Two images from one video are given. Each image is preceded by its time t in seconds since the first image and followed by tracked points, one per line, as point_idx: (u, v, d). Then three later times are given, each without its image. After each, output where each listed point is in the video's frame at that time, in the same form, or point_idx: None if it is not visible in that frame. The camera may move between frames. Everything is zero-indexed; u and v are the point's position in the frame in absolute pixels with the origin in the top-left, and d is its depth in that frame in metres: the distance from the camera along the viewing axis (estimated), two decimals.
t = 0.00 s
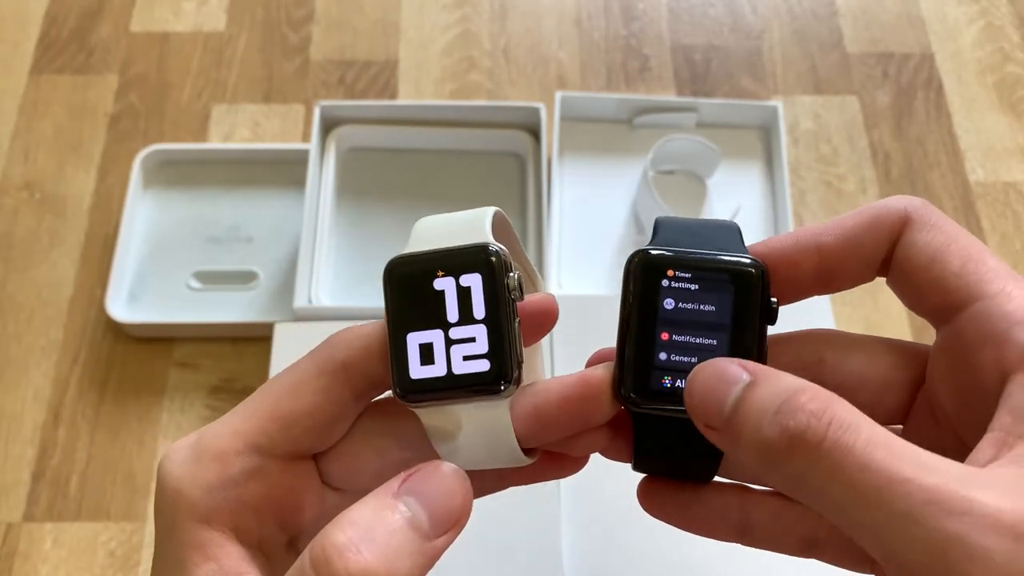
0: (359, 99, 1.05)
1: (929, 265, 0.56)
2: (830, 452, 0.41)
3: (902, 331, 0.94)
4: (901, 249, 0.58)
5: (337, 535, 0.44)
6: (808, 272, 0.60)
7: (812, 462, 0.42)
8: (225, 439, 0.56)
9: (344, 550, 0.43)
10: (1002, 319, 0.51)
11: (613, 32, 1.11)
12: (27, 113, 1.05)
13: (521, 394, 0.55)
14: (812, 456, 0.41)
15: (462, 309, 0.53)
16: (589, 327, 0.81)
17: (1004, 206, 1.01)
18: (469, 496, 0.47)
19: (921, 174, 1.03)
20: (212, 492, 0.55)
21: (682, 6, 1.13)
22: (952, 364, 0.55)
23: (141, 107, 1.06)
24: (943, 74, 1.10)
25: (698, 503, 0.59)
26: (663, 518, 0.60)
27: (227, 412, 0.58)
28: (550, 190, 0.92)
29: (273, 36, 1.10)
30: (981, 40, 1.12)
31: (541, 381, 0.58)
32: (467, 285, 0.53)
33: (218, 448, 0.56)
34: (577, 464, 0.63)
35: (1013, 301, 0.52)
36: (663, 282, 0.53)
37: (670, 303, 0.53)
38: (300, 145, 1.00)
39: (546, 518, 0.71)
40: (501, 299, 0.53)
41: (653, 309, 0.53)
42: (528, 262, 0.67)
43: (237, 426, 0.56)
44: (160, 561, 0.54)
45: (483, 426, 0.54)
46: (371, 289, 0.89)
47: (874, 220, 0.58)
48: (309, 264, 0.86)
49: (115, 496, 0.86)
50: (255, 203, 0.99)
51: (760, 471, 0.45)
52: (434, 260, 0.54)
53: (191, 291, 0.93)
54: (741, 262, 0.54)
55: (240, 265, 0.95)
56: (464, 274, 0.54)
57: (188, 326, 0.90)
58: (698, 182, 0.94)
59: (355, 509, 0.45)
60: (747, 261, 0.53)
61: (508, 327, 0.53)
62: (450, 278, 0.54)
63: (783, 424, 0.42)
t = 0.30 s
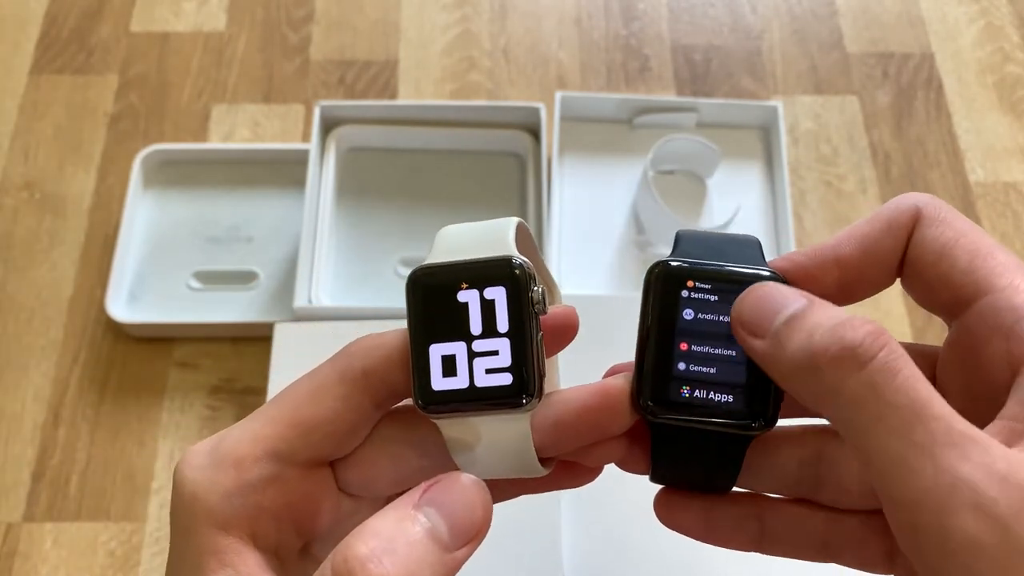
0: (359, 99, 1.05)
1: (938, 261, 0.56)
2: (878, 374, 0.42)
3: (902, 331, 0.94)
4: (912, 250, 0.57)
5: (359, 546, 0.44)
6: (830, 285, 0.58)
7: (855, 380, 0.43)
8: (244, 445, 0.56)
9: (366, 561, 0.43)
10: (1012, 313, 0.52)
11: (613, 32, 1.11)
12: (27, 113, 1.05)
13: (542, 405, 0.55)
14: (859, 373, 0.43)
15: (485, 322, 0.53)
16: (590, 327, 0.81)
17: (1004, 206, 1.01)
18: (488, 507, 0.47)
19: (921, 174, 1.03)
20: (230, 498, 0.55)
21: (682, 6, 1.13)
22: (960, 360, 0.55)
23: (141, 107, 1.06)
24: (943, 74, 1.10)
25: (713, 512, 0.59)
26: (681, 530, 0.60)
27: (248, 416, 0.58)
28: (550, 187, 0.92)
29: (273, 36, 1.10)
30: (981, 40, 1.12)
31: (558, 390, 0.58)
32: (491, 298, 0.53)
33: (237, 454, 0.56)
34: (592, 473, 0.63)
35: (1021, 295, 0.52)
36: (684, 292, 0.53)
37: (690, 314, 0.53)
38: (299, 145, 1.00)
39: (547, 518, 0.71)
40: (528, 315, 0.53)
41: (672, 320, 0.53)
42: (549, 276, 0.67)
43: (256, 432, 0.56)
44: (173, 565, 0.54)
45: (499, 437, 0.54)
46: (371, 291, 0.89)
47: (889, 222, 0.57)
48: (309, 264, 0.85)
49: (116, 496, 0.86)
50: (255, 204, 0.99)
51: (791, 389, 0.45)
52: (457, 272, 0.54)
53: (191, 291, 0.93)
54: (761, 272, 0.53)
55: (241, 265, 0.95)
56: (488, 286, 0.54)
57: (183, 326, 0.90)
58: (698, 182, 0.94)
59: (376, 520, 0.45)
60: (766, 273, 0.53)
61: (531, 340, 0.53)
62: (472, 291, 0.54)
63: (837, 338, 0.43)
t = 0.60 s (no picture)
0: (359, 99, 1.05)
1: (937, 266, 0.56)
2: (917, 345, 0.43)
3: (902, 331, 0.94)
4: (910, 254, 0.57)
5: (357, 545, 0.43)
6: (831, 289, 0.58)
7: (894, 352, 0.44)
8: (243, 445, 0.56)
9: (365, 560, 0.43)
10: (1012, 316, 0.52)
11: (613, 32, 1.11)
12: (27, 113, 1.05)
13: (541, 407, 0.55)
14: (897, 339, 0.43)
15: (485, 321, 0.53)
16: (590, 326, 0.81)
17: (1004, 206, 1.01)
18: (487, 507, 0.47)
19: (921, 174, 1.03)
20: (229, 498, 0.55)
21: (682, 6, 1.13)
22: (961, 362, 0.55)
23: (141, 107, 1.06)
24: (943, 74, 1.10)
25: (714, 516, 0.58)
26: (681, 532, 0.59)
27: (247, 415, 0.58)
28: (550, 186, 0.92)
29: (273, 36, 1.10)
30: (981, 40, 1.12)
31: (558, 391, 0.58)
32: (490, 297, 0.53)
33: (236, 453, 0.56)
34: (592, 474, 0.63)
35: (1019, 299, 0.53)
36: (686, 296, 0.53)
37: (692, 319, 0.53)
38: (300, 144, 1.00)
39: (547, 518, 0.71)
40: (526, 314, 0.53)
41: (674, 325, 0.53)
42: (548, 275, 0.67)
43: (256, 431, 0.57)
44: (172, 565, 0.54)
45: (498, 436, 0.54)
46: (372, 291, 0.89)
47: (889, 227, 0.57)
48: (309, 264, 0.85)
49: (116, 496, 0.86)
50: (255, 204, 0.99)
51: (831, 360, 0.47)
52: (456, 271, 0.54)
53: (191, 291, 0.93)
54: (763, 277, 0.53)
55: (241, 265, 0.95)
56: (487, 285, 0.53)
57: (182, 326, 0.90)
58: (698, 182, 0.95)
59: (375, 519, 0.45)
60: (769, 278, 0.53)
61: (531, 339, 0.53)
62: (470, 290, 0.54)
63: (880, 310, 0.44)
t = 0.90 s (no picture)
0: (359, 99, 1.05)
1: (931, 267, 0.55)
2: (846, 421, 0.40)
3: (902, 331, 0.94)
4: (905, 253, 0.57)
5: (352, 545, 0.43)
6: (825, 285, 0.59)
7: (824, 428, 0.41)
8: (239, 444, 0.56)
9: (359, 560, 0.43)
10: (1002, 320, 0.51)
11: (613, 32, 1.11)
12: (27, 113, 1.05)
13: (537, 405, 0.55)
14: (825, 422, 0.41)
15: (480, 320, 0.53)
16: (589, 326, 0.81)
17: (1004, 207, 1.01)
18: (483, 507, 0.47)
19: (921, 174, 1.03)
20: (225, 498, 0.54)
21: (682, 6, 1.13)
22: (952, 366, 0.55)
23: (141, 107, 1.06)
24: (943, 74, 1.10)
25: (711, 515, 0.59)
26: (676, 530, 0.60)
27: (243, 415, 0.58)
28: (550, 188, 0.92)
29: (273, 35, 1.10)
30: (981, 40, 1.12)
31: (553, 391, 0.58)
32: (485, 296, 0.53)
33: (232, 452, 0.56)
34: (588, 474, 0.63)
35: (1011, 302, 0.51)
36: (681, 294, 0.53)
37: (687, 316, 0.53)
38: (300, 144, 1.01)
39: (546, 517, 0.71)
40: (522, 313, 0.53)
41: (670, 322, 0.53)
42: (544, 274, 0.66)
43: (251, 429, 0.57)
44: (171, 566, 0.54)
45: (493, 434, 0.54)
46: (372, 291, 0.89)
47: (883, 226, 0.58)
48: (309, 265, 0.86)
49: (116, 497, 0.86)
50: (255, 204, 0.99)
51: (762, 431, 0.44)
52: (450, 269, 0.54)
53: (191, 291, 0.93)
54: (757, 275, 0.53)
55: (241, 265, 0.95)
56: (483, 284, 0.53)
57: (182, 326, 0.90)
58: (699, 182, 0.95)
59: (370, 519, 0.45)
60: (760, 274, 0.53)
61: (527, 337, 0.53)
62: (465, 288, 0.54)
63: (802, 386, 0.41)
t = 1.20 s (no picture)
0: (359, 99, 1.05)
1: (934, 267, 0.55)
2: (829, 459, 0.40)
3: (902, 331, 0.94)
4: (908, 251, 0.57)
5: (356, 547, 0.43)
6: (824, 278, 0.60)
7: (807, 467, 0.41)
8: (242, 445, 0.56)
9: (364, 562, 0.43)
10: (1004, 323, 0.51)
11: (613, 32, 1.11)
12: (27, 113, 1.05)
13: (540, 409, 0.55)
14: (810, 462, 0.41)
15: (483, 321, 0.53)
16: (590, 326, 0.81)
17: (1004, 207, 1.01)
18: (486, 510, 0.47)
19: (921, 174, 1.03)
20: (227, 499, 0.55)
21: (682, 6, 1.13)
22: (954, 370, 0.54)
23: (141, 107, 1.06)
24: (943, 74, 1.10)
25: (708, 511, 0.59)
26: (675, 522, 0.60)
27: (247, 416, 0.58)
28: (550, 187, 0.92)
29: (273, 36, 1.10)
30: (981, 40, 1.12)
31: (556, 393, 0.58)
32: (488, 297, 0.53)
33: (235, 453, 0.56)
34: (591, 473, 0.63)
35: (1013, 305, 0.51)
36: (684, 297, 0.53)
37: (691, 319, 0.53)
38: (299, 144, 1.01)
39: (546, 516, 0.71)
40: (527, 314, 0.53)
41: (672, 324, 0.53)
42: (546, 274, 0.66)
43: (254, 431, 0.56)
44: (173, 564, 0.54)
45: (497, 435, 0.54)
46: (372, 292, 0.89)
47: (886, 222, 0.58)
48: (309, 264, 0.86)
49: (116, 497, 0.86)
50: (255, 204, 0.99)
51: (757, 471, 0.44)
52: (452, 270, 0.54)
53: (190, 291, 0.93)
54: (759, 275, 0.54)
55: (241, 265, 0.95)
56: (486, 285, 0.53)
57: (182, 326, 0.90)
58: (699, 182, 0.95)
59: (374, 521, 0.45)
60: (762, 275, 0.54)
61: (532, 337, 0.53)
62: (468, 290, 0.54)
63: (781, 427, 0.41)
